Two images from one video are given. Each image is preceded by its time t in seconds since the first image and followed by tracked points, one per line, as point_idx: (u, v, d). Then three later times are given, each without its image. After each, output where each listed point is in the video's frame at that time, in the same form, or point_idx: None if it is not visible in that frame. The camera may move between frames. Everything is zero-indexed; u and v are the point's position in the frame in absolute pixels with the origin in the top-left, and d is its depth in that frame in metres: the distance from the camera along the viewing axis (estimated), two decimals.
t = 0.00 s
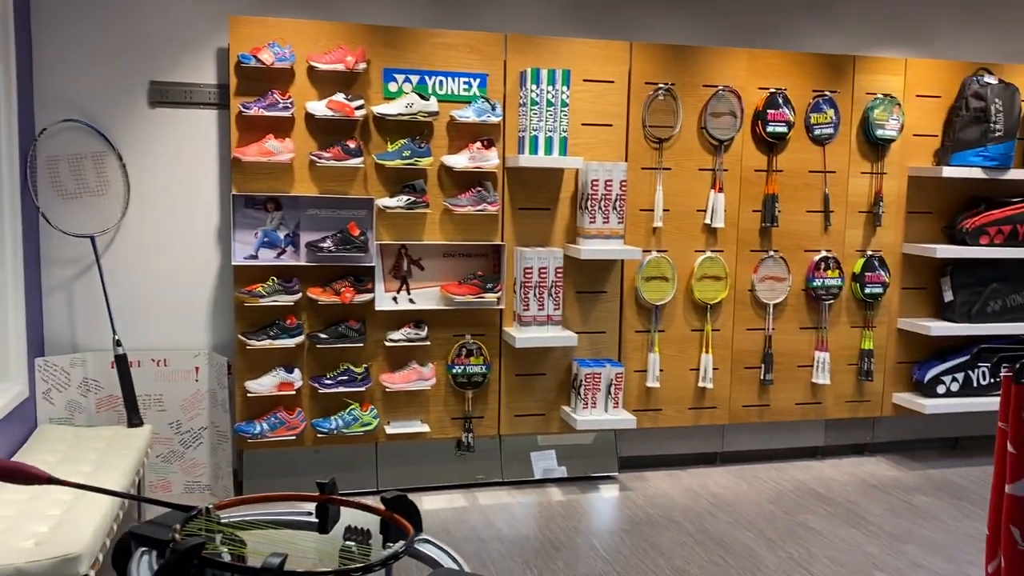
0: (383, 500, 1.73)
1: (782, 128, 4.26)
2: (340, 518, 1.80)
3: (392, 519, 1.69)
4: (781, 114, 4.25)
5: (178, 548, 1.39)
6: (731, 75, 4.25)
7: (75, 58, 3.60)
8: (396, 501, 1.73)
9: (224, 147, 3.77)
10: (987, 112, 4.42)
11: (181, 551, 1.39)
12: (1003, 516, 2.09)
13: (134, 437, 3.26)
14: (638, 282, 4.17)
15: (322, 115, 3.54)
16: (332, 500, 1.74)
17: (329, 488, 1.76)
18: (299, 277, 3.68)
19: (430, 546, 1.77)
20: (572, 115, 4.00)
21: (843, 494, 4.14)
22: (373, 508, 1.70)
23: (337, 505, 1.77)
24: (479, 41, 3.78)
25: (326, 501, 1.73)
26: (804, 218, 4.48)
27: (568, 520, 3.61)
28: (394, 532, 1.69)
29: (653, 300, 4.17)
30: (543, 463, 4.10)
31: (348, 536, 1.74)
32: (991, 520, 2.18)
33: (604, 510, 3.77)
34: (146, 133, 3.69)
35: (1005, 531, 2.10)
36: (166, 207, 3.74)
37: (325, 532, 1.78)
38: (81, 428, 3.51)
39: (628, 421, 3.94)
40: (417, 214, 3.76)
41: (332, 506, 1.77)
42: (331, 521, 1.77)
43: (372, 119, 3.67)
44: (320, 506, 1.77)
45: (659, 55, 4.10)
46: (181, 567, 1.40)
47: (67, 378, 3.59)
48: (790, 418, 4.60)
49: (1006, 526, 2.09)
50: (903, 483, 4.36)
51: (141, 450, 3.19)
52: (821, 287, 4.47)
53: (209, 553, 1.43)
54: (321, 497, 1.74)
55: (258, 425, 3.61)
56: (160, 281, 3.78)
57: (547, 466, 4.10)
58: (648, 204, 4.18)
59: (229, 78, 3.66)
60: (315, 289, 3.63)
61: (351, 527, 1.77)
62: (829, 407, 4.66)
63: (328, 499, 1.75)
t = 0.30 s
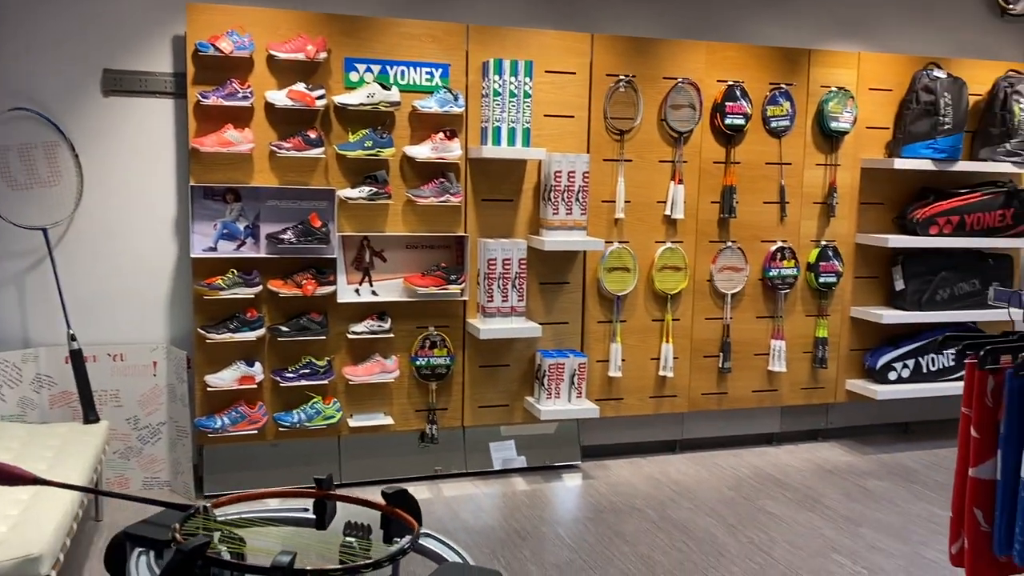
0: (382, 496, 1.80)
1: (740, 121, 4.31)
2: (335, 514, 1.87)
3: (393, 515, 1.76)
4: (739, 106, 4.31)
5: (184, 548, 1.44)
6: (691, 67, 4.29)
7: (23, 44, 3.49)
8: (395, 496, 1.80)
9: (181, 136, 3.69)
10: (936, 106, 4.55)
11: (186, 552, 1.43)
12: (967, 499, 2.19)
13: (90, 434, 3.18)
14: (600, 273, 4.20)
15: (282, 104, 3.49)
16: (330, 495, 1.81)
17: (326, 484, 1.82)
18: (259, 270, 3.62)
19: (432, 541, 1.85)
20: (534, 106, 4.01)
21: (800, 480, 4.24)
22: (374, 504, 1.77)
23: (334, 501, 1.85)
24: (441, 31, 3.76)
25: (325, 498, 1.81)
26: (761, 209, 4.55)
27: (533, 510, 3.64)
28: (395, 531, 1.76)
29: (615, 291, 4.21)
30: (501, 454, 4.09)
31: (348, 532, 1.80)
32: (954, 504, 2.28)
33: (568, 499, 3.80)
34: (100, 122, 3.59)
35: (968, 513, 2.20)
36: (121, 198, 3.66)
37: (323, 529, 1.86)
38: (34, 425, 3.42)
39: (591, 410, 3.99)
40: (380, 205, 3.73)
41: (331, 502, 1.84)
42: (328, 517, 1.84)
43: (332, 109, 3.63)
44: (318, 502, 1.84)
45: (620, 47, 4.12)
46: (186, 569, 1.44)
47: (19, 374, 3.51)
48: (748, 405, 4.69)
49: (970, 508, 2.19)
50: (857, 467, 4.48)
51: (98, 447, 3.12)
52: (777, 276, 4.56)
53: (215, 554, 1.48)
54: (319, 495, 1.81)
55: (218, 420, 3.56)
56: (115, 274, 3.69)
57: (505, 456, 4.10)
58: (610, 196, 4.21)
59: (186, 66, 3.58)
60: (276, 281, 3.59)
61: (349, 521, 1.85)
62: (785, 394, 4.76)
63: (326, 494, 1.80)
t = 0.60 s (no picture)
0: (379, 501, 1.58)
1: (714, 116, 4.32)
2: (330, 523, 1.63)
3: (392, 520, 1.52)
4: (713, 101, 4.31)
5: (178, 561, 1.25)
6: (665, 61, 4.28)
7: None
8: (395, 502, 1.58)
9: (148, 128, 3.60)
10: (907, 101, 4.59)
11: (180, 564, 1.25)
12: (951, 493, 2.15)
13: (55, 435, 3.09)
14: (575, 267, 4.18)
15: (252, 96, 3.41)
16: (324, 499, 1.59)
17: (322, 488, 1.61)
18: (229, 265, 3.55)
19: (434, 547, 1.66)
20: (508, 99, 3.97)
21: (773, 473, 4.26)
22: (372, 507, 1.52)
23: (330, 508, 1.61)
24: (414, 22, 3.71)
25: (319, 501, 1.58)
26: (735, 204, 4.57)
27: (509, 507, 3.62)
28: (395, 535, 1.52)
29: (590, 286, 4.20)
30: (472, 450, 4.05)
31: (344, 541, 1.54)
32: (938, 498, 2.25)
33: (544, 495, 3.78)
34: (62, 113, 3.49)
35: (953, 507, 2.16)
36: (84, 191, 3.56)
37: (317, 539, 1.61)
38: None
39: (567, 406, 3.96)
40: (353, 199, 3.67)
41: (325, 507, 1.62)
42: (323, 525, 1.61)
43: (304, 101, 3.56)
44: (311, 507, 1.61)
45: (594, 41, 4.10)
46: None
47: None
48: (721, 399, 4.71)
49: (954, 502, 2.16)
50: (829, 461, 4.53)
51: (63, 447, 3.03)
52: (750, 271, 4.58)
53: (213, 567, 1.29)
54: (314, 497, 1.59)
55: (187, 419, 3.48)
56: (79, 270, 3.60)
57: (477, 452, 4.06)
58: (585, 190, 4.19)
59: (152, 57, 3.49)
60: (246, 277, 3.51)
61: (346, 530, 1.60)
62: (757, 387, 4.79)
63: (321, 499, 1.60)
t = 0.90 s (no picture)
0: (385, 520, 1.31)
1: (696, 113, 4.29)
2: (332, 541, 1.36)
3: (400, 542, 1.25)
4: (695, 98, 4.28)
5: None
6: (648, 58, 4.25)
7: None
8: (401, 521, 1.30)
9: (120, 124, 3.50)
10: (888, 99, 4.59)
11: None
12: (952, 496, 2.15)
13: (23, 440, 2.98)
14: (557, 266, 4.14)
15: (228, 91, 3.32)
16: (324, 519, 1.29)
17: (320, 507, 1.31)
18: (205, 264, 3.46)
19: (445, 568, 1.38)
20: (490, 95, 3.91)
21: (756, 472, 4.25)
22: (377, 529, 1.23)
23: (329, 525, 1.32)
24: (394, 17, 3.64)
25: (317, 519, 1.29)
26: (717, 202, 4.55)
27: (492, 510, 3.56)
28: (401, 558, 1.25)
29: (573, 284, 4.15)
30: (451, 450, 3.99)
31: (346, 563, 1.29)
32: (938, 501, 2.25)
33: (528, 497, 3.73)
34: (31, 108, 3.38)
35: (953, 510, 2.17)
36: (54, 189, 3.45)
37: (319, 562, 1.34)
38: None
39: (551, 407, 3.91)
40: (331, 196, 3.60)
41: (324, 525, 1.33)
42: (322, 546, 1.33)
43: (281, 96, 3.48)
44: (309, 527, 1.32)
45: (577, 37, 4.05)
46: None
47: None
48: (703, 398, 4.70)
49: (955, 505, 2.16)
50: (811, 459, 4.53)
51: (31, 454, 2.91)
52: (732, 269, 4.56)
53: None
54: (312, 516, 1.29)
55: (162, 422, 3.39)
56: (49, 270, 3.49)
57: (456, 452, 4.00)
58: (567, 187, 4.15)
59: (124, 50, 3.40)
60: (223, 276, 3.42)
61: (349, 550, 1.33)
62: (739, 386, 4.78)
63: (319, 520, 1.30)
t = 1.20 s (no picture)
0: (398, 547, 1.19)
1: (677, 112, 4.26)
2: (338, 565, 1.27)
3: None
4: (676, 97, 4.25)
5: None
6: (629, 57, 4.22)
7: None
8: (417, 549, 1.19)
9: (90, 123, 3.40)
10: (867, 99, 4.61)
11: None
12: (954, 501, 2.15)
13: None
14: (539, 267, 4.09)
15: (203, 90, 3.24)
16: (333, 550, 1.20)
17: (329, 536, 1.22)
18: (179, 267, 3.37)
19: None
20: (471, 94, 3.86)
21: (739, 473, 4.24)
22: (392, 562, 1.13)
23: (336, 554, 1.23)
24: (373, 14, 3.57)
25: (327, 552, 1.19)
26: (698, 202, 4.53)
27: (475, 515, 3.51)
28: None
29: (555, 286, 4.11)
30: (428, 452, 3.93)
31: None
32: (940, 508, 2.25)
33: (511, 502, 3.68)
34: None
35: (956, 515, 2.16)
36: (21, 190, 3.34)
37: None
38: None
39: (533, 410, 3.88)
40: (309, 197, 3.53)
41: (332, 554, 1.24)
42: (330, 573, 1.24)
43: (257, 95, 3.40)
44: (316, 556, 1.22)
45: (558, 35, 4.01)
46: None
47: None
48: (685, 399, 4.67)
49: (958, 510, 2.15)
50: (793, 459, 4.52)
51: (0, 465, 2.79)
52: (713, 269, 4.54)
53: None
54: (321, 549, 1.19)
55: (135, 430, 3.29)
56: (16, 274, 3.38)
57: (433, 455, 3.93)
58: (549, 187, 4.10)
59: (94, 47, 3.30)
60: (198, 279, 3.33)
61: None
62: (721, 386, 4.76)
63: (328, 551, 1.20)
